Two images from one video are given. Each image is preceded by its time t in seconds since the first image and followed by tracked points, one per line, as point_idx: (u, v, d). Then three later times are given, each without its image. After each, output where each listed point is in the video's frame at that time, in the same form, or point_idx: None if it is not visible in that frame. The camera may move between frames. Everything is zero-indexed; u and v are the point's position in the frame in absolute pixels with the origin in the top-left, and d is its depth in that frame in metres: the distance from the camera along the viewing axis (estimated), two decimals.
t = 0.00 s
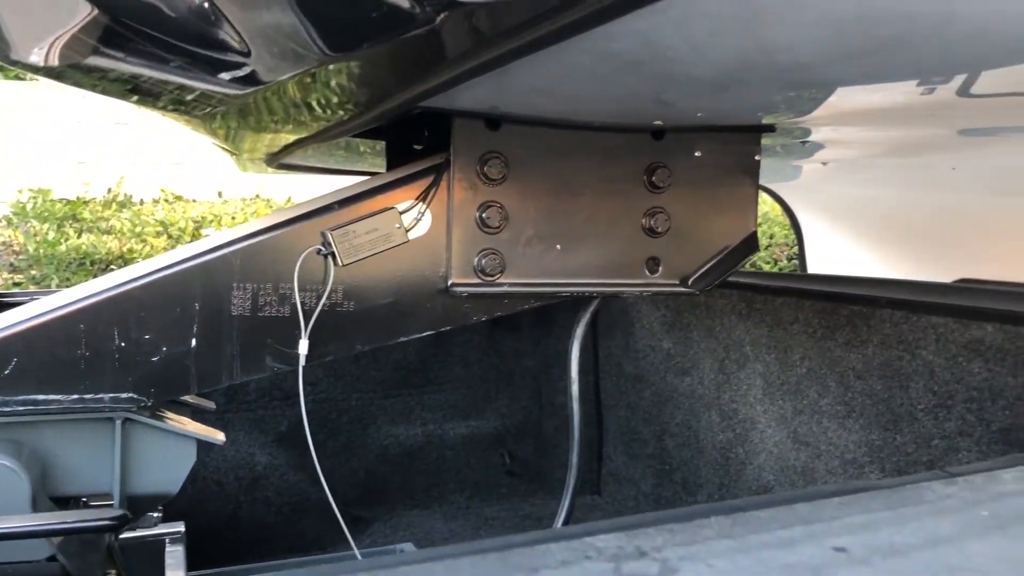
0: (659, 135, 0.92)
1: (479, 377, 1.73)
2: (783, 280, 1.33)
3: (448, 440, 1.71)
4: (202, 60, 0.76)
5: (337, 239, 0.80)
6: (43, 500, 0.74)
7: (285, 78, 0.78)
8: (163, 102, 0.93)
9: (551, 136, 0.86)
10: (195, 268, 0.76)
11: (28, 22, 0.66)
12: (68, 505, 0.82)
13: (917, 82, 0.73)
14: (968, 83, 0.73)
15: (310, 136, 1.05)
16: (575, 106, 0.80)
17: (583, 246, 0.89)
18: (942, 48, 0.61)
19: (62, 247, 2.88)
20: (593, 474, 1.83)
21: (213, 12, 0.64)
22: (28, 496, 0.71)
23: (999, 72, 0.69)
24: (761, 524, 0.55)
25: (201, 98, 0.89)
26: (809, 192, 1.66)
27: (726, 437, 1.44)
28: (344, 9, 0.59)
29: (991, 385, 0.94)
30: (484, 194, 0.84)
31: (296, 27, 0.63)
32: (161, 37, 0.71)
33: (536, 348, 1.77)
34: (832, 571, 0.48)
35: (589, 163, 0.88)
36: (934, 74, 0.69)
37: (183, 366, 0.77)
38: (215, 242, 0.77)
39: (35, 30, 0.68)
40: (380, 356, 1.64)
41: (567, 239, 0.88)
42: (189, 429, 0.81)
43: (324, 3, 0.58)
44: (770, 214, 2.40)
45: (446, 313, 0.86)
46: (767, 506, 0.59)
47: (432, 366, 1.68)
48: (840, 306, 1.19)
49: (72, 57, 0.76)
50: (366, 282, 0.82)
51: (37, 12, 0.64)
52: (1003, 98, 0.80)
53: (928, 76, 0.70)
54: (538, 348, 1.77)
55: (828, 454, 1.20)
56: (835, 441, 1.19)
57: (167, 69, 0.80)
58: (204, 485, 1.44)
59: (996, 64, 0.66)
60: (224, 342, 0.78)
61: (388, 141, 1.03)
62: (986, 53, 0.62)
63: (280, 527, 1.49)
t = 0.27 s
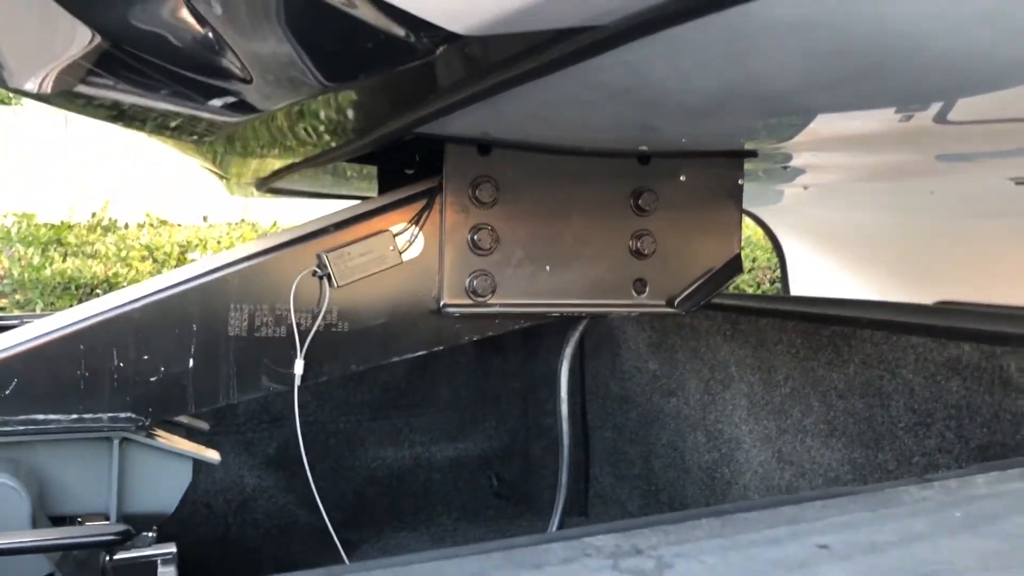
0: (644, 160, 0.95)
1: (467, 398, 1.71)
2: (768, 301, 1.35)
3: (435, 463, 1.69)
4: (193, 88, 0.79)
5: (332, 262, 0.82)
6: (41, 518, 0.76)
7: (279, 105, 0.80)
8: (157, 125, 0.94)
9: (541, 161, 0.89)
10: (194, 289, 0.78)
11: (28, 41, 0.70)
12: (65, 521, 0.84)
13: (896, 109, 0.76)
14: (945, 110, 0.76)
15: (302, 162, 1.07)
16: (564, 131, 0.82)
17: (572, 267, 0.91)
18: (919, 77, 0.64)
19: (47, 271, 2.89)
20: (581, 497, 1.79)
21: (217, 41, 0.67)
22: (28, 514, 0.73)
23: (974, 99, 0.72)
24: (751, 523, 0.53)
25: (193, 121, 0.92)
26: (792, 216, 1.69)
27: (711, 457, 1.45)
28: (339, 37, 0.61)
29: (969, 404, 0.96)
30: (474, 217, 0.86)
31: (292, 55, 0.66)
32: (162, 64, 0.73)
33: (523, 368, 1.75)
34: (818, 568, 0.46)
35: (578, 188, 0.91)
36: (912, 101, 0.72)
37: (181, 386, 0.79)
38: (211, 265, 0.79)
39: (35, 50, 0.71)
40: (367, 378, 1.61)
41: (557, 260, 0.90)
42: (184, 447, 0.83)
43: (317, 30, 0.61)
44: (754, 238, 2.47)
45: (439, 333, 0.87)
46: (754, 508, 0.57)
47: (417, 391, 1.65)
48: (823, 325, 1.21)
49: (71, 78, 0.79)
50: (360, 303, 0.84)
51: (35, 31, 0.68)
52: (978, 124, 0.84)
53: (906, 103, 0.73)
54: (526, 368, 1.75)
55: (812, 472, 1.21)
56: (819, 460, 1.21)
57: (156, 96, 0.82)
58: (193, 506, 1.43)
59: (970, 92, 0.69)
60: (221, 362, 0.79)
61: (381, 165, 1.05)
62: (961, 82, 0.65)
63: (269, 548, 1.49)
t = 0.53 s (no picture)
0: (641, 181, 0.97)
1: (467, 417, 1.69)
2: (765, 321, 1.36)
3: (435, 483, 1.66)
4: (196, 112, 0.82)
5: (337, 281, 0.84)
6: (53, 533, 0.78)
7: (282, 129, 0.82)
8: (162, 146, 0.96)
9: (541, 182, 0.91)
10: (202, 308, 0.80)
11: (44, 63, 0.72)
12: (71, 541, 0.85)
13: (889, 130, 0.78)
14: (935, 131, 0.79)
15: (306, 184, 1.09)
16: (564, 153, 0.85)
17: (571, 286, 0.93)
18: (909, 99, 0.67)
19: (47, 295, 2.90)
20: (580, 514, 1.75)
21: (229, 66, 0.69)
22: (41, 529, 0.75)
23: (963, 121, 0.74)
24: (750, 522, 0.53)
25: (191, 145, 0.94)
26: (788, 236, 1.71)
27: (710, 475, 1.45)
28: (342, 61, 0.64)
29: (961, 419, 0.99)
30: (475, 237, 0.88)
31: (297, 79, 0.68)
32: (172, 88, 0.76)
33: (519, 391, 1.73)
34: (812, 559, 0.45)
35: (578, 208, 0.93)
36: (905, 122, 0.75)
37: (190, 403, 0.81)
38: (219, 284, 0.81)
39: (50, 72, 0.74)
40: (366, 399, 1.60)
41: (558, 279, 0.93)
42: (185, 459, 0.85)
43: (322, 54, 0.63)
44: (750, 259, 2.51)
45: (442, 351, 0.89)
46: (751, 509, 0.56)
47: (417, 411, 1.64)
48: (820, 343, 1.22)
49: (76, 104, 0.82)
50: (364, 321, 0.86)
51: (53, 53, 0.71)
52: (968, 145, 0.86)
53: (898, 125, 0.76)
54: (523, 392, 1.74)
55: (808, 488, 1.23)
56: (816, 476, 1.22)
57: (162, 121, 0.85)
58: (195, 527, 1.43)
59: (960, 113, 0.71)
60: (229, 380, 0.82)
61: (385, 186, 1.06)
62: (950, 103, 0.68)
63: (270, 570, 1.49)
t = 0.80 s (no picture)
0: (644, 194, 0.99)
1: (473, 430, 1.70)
2: (767, 332, 1.38)
3: (442, 496, 1.66)
4: (205, 128, 0.84)
5: (346, 293, 0.86)
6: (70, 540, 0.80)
7: (291, 146, 0.85)
8: (175, 163, 0.98)
9: (545, 195, 0.93)
10: (216, 320, 0.82)
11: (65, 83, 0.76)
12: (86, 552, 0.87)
13: (889, 143, 0.80)
14: (935, 143, 0.81)
15: (315, 199, 1.11)
16: (568, 167, 0.87)
17: (575, 296, 0.95)
18: (905, 110, 0.68)
19: (56, 312, 2.95)
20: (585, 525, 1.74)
21: (244, 84, 0.72)
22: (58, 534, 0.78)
23: (958, 132, 0.76)
24: (747, 511, 0.51)
25: (197, 162, 0.97)
26: (791, 250, 1.73)
27: (715, 485, 1.45)
28: (351, 77, 0.66)
29: (961, 426, 0.99)
30: (481, 249, 0.90)
31: (308, 96, 0.71)
32: (186, 105, 0.78)
33: (526, 403, 1.73)
34: (805, 547, 0.44)
35: (582, 222, 0.95)
36: (903, 134, 0.77)
37: (203, 412, 0.83)
38: (232, 296, 0.83)
39: (69, 91, 0.77)
40: (373, 412, 1.61)
41: (563, 291, 0.94)
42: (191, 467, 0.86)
43: (331, 70, 0.65)
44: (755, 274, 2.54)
45: (449, 361, 0.91)
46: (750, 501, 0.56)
47: (424, 424, 1.65)
48: (819, 353, 1.23)
49: (87, 121, 0.85)
50: (373, 331, 0.88)
51: (75, 75, 0.74)
52: (968, 157, 0.88)
53: (897, 137, 0.78)
54: (529, 403, 1.73)
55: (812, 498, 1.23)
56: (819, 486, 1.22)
57: (177, 139, 0.88)
58: (204, 540, 1.44)
59: (957, 125, 0.73)
60: (241, 390, 0.84)
61: (392, 200, 1.09)
62: (946, 115, 0.70)
63: None
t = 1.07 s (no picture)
0: (653, 204, 1.01)
1: (484, 440, 1.71)
2: (775, 342, 1.39)
3: (456, 504, 1.68)
4: (225, 141, 0.87)
5: (363, 301, 0.88)
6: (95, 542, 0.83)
7: (308, 158, 0.88)
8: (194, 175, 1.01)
9: (556, 206, 0.96)
10: (237, 327, 0.85)
11: (90, 98, 0.80)
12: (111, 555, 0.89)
13: (899, 152, 0.82)
14: (946, 151, 0.82)
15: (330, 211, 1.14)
16: (579, 177, 0.89)
17: (586, 305, 0.97)
18: (910, 119, 0.70)
19: (74, 324, 3.03)
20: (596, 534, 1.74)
21: (265, 98, 0.74)
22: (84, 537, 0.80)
23: (964, 140, 0.77)
24: (747, 503, 0.51)
25: (213, 174, 1.00)
26: (803, 261, 1.74)
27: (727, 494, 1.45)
28: (367, 91, 0.68)
29: (969, 433, 1.00)
30: (493, 258, 0.92)
31: (326, 110, 0.73)
32: (209, 119, 0.81)
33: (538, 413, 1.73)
34: (800, 534, 0.44)
35: (593, 231, 0.97)
36: (914, 144, 0.78)
37: (223, 417, 0.85)
38: (251, 304, 0.86)
39: (94, 103, 0.80)
40: (387, 421, 1.63)
41: (574, 299, 0.96)
42: (210, 471, 0.88)
43: (347, 84, 0.68)
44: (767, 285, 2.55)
45: (463, 368, 0.93)
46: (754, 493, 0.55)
47: (438, 433, 1.66)
48: (828, 361, 1.24)
49: (109, 133, 0.88)
50: (389, 338, 0.90)
51: (100, 87, 0.77)
52: (980, 166, 0.90)
53: (908, 146, 0.79)
54: (541, 412, 1.74)
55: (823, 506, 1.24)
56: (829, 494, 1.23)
57: (199, 153, 0.91)
58: (221, 547, 1.46)
59: (963, 134, 0.74)
60: (261, 396, 0.86)
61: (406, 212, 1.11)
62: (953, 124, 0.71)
63: None
